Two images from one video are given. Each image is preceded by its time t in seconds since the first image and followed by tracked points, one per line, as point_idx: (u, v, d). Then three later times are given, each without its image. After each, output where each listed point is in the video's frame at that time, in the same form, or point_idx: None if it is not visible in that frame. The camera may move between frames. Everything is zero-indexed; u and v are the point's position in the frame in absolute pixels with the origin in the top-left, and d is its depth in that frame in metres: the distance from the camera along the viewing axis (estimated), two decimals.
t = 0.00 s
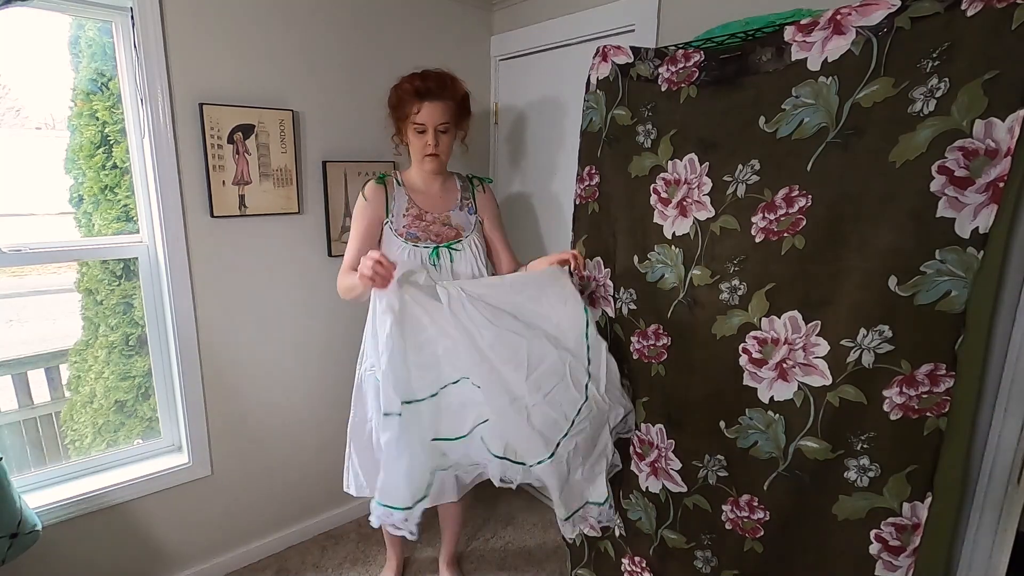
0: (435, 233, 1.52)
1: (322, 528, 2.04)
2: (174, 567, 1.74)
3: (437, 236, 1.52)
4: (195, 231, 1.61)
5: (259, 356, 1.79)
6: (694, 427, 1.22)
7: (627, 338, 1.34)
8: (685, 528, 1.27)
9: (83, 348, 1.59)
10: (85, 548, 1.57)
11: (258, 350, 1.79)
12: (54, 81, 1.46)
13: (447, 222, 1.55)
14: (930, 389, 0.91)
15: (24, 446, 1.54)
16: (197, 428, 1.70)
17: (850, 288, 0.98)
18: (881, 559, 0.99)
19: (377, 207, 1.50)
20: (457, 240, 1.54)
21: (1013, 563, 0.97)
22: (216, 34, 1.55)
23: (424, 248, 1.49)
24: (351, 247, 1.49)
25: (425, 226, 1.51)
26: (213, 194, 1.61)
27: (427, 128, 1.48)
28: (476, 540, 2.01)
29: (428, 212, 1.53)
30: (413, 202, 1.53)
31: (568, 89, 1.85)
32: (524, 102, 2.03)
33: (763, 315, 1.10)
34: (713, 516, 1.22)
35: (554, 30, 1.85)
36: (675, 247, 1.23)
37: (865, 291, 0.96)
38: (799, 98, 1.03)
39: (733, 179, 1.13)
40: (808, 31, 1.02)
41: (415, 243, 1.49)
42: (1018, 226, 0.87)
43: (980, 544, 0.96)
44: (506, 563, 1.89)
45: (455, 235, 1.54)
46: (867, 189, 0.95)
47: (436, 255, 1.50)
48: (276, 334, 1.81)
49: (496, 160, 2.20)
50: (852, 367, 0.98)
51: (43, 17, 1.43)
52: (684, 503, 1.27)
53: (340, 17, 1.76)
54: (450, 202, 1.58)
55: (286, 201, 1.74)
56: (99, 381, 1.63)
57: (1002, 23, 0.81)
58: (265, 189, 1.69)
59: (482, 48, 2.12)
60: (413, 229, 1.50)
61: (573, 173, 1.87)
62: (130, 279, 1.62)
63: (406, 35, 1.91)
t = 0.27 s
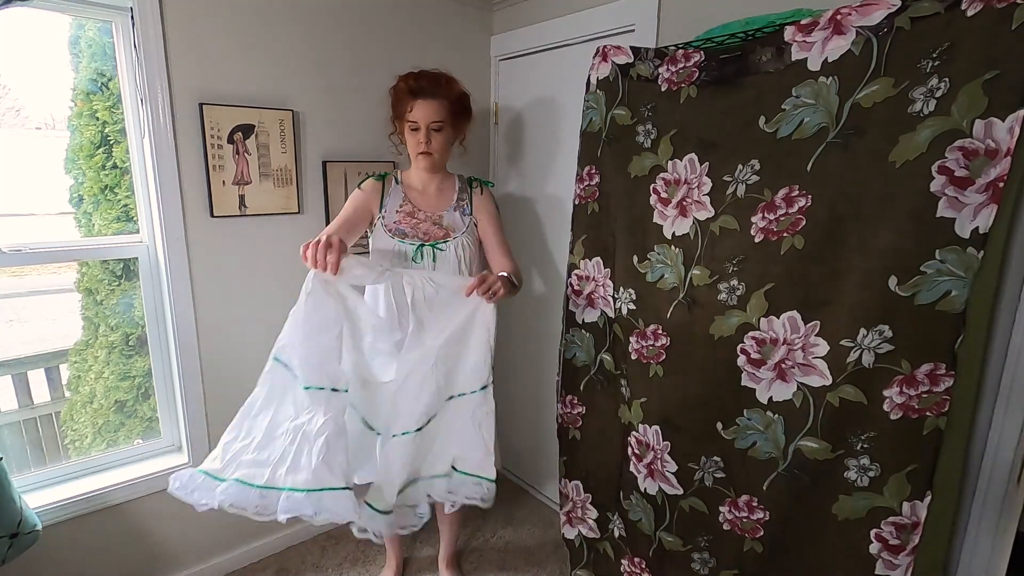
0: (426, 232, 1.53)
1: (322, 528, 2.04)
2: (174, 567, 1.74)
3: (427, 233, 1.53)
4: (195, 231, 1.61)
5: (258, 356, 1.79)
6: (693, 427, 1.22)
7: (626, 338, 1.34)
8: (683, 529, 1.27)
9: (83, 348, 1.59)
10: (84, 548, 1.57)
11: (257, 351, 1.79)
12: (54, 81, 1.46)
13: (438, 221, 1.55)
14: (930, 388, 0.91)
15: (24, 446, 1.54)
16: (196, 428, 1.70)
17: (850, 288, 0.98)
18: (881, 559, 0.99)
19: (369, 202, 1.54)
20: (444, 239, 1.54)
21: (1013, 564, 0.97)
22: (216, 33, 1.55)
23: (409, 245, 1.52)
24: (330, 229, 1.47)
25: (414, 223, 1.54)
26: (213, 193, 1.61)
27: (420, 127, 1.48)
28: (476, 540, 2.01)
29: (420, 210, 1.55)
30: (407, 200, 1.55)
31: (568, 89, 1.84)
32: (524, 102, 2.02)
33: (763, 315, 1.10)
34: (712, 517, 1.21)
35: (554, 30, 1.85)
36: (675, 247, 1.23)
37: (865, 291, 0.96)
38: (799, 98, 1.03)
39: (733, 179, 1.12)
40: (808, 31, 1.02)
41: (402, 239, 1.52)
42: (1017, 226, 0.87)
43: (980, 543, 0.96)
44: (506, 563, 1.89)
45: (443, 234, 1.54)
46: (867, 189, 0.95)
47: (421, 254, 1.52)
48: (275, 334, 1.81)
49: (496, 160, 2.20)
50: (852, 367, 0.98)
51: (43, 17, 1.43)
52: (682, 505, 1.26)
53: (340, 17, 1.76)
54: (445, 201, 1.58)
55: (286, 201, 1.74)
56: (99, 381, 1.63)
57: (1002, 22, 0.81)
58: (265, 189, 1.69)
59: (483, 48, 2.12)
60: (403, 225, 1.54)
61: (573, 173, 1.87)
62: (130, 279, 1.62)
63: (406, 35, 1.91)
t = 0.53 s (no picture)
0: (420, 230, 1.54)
1: (322, 529, 2.04)
2: (174, 567, 1.74)
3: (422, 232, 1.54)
4: (195, 230, 1.61)
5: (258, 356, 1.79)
6: (693, 428, 1.22)
7: (626, 338, 1.34)
8: (683, 529, 1.27)
9: (83, 348, 1.59)
10: (84, 549, 1.57)
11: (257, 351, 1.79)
12: (54, 81, 1.46)
13: (433, 220, 1.56)
14: (929, 388, 0.91)
15: (24, 446, 1.54)
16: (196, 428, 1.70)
17: (850, 288, 0.98)
18: (880, 559, 0.99)
19: (364, 202, 1.55)
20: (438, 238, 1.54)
21: (1013, 563, 0.97)
22: (216, 33, 1.55)
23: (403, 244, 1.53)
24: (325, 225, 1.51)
25: (409, 224, 1.55)
26: (213, 193, 1.61)
27: (414, 127, 1.48)
28: (476, 540, 2.00)
29: (415, 210, 1.56)
30: (402, 200, 1.57)
31: (568, 89, 1.84)
32: (524, 102, 2.02)
33: (763, 315, 1.10)
34: (712, 517, 1.21)
35: (554, 30, 1.85)
36: (675, 247, 1.23)
37: (865, 291, 0.96)
38: (799, 98, 1.03)
39: (733, 178, 1.13)
40: (808, 31, 1.02)
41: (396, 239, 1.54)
42: (1017, 226, 0.87)
43: (980, 543, 0.96)
44: (505, 564, 1.89)
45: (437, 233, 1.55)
46: (867, 189, 0.95)
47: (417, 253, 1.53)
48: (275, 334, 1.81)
49: (496, 160, 2.20)
50: (851, 367, 0.98)
51: (43, 17, 1.43)
52: (682, 505, 1.26)
53: (340, 17, 1.76)
54: (440, 201, 1.58)
55: (286, 201, 1.74)
56: (99, 381, 1.63)
57: (1002, 22, 0.81)
58: (265, 188, 1.69)
59: (483, 47, 2.12)
60: (398, 225, 1.56)
61: (573, 173, 1.87)
62: (130, 279, 1.62)
63: (406, 35, 1.91)
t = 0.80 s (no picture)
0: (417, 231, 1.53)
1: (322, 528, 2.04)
2: (174, 567, 1.74)
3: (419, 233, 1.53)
4: (195, 231, 1.61)
5: (258, 356, 1.79)
6: (693, 428, 1.22)
7: (627, 338, 1.34)
8: (683, 530, 1.27)
9: (83, 348, 1.59)
10: (84, 548, 1.57)
11: (257, 351, 1.79)
12: (54, 81, 1.46)
13: (430, 222, 1.55)
14: (928, 389, 0.91)
15: (24, 446, 1.54)
16: (196, 428, 1.70)
17: (850, 288, 0.98)
18: (878, 562, 0.99)
19: (362, 205, 1.54)
20: (436, 239, 1.53)
21: (1013, 564, 0.97)
22: (217, 33, 1.55)
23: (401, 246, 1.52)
24: (323, 229, 1.50)
25: (406, 225, 1.54)
26: (213, 193, 1.61)
27: (414, 129, 1.48)
28: (476, 540, 2.00)
29: (412, 211, 1.55)
30: (400, 202, 1.56)
31: (567, 89, 1.84)
32: (524, 102, 2.02)
33: (763, 315, 1.10)
34: (712, 517, 1.21)
35: (554, 30, 1.85)
36: (675, 247, 1.23)
37: (865, 291, 0.96)
38: (799, 98, 1.03)
39: (733, 178, 1.13)
40: (808, 31, 1.02)
41: (394, 241, 1.52)
42: (1017, 226, 0.87)
43: (980, 544, 0.96)
44: (505, 563, 1.89)
45: (435, 234, 1.53)
46: (867, 189, 0.95)
47: (415, 255, 1.52)
48: (276, 334, 1.81)
49: (496, 160, 2.20)
50: (850, 367, 0.98)
51: (43, 17, 1.43)
52: (682, 505, 1.26)
53: (340, 17, 1.76)
54: (438, 202, 1.57)
55: (286, 201, 1.74)
56: (99, 381, 1.63)
57: (1002, 22, 0.81)
58: (265, 188, 1.69)
59: (483, 47, 2.12)
60: (395, 227, 1.53)
61: (573, 173, 1.87)
62: (130, 279, 1.62)
63: (406, 36, 1.91)
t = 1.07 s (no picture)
0: (415, 232, 1.51)
1: (322, 528, 2.04)
2: (174, 567, 1.74)
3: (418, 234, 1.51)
4: (195, 231, 1.61)
5: (258, 356, 1.79)
6: (694, 427, 1.22)
7: (627, 338, 1.34)
8: (683, 529, 1.27)
9: (83, 348, 1.59)
10: (84, 548, 1.57)
11: (258, 351, 1.79)
12: (54, 81, 1.46)
13: (428, 222, 1.53)
14: (930, 389, 0.91)
15: (24, 445, 1.54)
16: (197, 428, 1.70)
17: (850, 288, 0.98)
18: (880, 562, 0.99)
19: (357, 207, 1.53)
20: (435, 240, 1.52)
21: (1013, 564, 0.97)
22: (217, 33, 1.55)
23: (401, 249, 1.49)
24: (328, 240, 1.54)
25: (404, 226, 1.51)
26: (213, 193, 1.61)
27: (409, 126, 1.48)
28: (476, 540, 2.00)
29: (409, 212, 1.53)
30: (395, 203, 1.54)
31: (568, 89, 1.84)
32: (524, 102, 2.02)
33: (763, 315, 1.10)
34: (713, 517, 1.21)
35: (554, 29, 1.85)
36: (675, 247, 1.23)
37: (865, 291, 0.96)
38: (799, 98, 1.03)
39: (733, 178, 1.12)
40: (808, 31, 1.02)
41: (392, 243, 1.49)
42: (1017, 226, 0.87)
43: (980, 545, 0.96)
44: (505, 563, 1.89)
45: (434, 235, 1.52)
46: (867, 190, 0.95)
47: (414, 258, 1.49)
48: (276, 334, 1.81)
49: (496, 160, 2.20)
50: (851, 367, 0.98)
51: (43, 17, 1.43)
52: (683, 505, 1.26)
53: (340, 17, 1.76)
54: (434, 203, 1.56)
55: (286, 201, 1.74)
56: (99, 381, 1.63)
57: (1002, 22, 0.81)
58: (265, 188, 1.69)
59: (483, 47, 2.12)
60: (392, 229, 1.51)
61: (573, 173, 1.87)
62: (130, 279, 1.62)
63: (406, 36, 1.91)
